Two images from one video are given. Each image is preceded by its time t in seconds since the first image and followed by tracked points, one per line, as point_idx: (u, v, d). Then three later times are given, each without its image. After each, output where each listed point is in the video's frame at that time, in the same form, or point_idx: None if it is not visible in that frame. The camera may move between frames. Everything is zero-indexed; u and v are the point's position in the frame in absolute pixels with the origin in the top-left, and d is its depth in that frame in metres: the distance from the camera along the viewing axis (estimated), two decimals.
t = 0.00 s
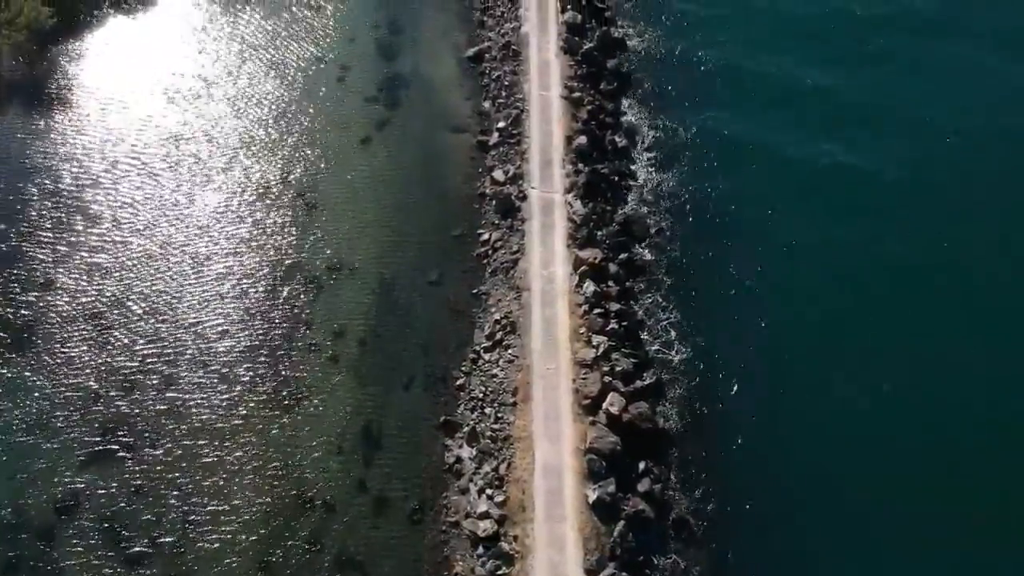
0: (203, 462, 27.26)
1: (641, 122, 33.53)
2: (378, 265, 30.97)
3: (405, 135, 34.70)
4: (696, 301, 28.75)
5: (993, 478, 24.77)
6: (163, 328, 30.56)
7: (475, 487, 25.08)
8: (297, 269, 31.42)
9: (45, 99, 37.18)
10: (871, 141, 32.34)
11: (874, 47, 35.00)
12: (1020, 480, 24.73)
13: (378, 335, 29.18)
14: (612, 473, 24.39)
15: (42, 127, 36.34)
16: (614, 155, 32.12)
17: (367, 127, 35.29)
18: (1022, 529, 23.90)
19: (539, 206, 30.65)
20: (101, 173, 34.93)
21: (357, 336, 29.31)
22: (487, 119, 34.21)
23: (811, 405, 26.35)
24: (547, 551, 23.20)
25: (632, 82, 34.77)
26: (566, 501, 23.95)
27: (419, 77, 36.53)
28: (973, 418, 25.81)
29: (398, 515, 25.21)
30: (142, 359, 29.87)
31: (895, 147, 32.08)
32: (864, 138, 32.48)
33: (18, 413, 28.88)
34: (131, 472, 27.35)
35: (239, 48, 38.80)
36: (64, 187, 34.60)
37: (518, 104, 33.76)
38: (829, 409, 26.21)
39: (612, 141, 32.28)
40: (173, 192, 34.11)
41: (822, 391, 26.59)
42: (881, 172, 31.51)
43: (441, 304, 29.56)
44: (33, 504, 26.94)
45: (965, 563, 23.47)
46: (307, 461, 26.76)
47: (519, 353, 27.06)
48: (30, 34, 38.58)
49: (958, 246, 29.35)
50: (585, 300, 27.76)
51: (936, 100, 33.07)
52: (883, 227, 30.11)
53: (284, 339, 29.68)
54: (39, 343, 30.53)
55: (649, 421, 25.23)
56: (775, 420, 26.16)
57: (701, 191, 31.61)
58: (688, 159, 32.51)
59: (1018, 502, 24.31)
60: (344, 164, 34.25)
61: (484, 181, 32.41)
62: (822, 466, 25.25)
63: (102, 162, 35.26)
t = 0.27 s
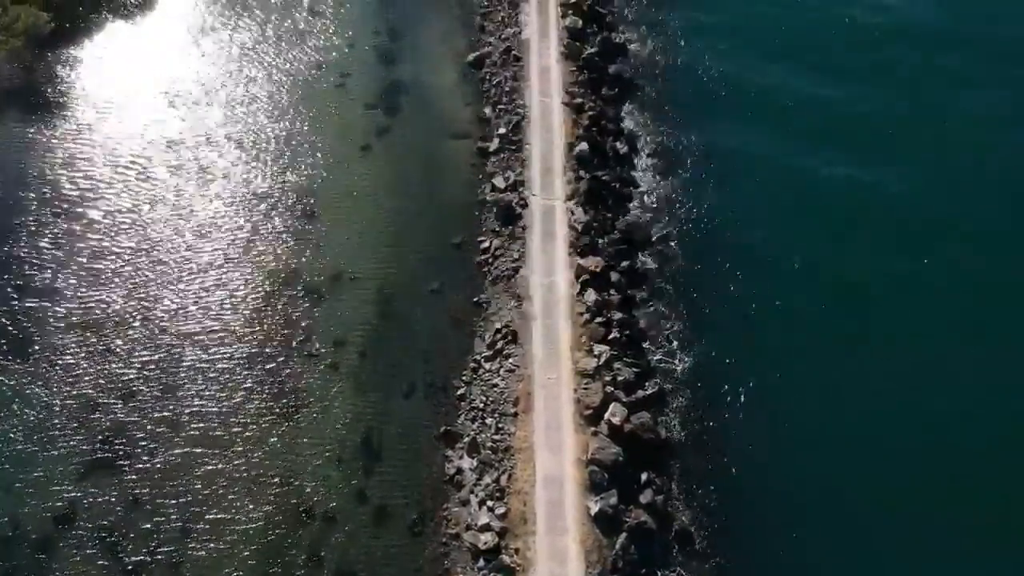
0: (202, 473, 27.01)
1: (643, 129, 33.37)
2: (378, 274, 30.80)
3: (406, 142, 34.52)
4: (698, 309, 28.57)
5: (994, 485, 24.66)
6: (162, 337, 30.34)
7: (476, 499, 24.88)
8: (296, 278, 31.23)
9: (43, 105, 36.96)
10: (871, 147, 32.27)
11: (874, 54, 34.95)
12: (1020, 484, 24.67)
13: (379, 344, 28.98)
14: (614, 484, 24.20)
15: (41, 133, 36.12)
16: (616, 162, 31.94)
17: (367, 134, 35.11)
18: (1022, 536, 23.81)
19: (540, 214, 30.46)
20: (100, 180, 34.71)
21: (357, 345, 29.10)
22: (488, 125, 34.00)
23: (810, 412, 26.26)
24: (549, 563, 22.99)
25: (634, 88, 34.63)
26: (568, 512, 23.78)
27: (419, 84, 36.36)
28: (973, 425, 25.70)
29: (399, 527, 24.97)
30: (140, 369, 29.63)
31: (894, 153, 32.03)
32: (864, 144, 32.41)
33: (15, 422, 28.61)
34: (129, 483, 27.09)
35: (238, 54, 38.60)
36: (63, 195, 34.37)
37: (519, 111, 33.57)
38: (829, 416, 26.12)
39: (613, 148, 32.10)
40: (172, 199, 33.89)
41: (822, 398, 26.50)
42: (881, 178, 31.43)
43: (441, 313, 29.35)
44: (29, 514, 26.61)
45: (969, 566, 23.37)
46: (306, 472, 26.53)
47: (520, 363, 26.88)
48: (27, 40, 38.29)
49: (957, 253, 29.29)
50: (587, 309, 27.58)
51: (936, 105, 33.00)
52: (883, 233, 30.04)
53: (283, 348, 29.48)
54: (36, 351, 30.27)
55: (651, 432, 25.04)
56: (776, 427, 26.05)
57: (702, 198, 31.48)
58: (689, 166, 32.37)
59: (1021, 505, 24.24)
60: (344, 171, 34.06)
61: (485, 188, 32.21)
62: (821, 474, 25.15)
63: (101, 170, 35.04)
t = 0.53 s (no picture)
0: (200, 483, 26.75)
1: (644, 136, 33.19)
2: (377, 282, 30.60)
3: (406, 148, 34.29)
4: (700, 318, 28.36)
5: (996, 492, 24.47)
6: (160, 345, 30.12)
7: (477, 510, 24.65)
8: (295, 286, 30.99)
9: (40, 111, 36.72)
10: (871, 153, 32.14)
11: (873, 59, 34.83)
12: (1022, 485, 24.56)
13: (379, 353, 28.77)
14: (617, 495, 23.99)
15: (38, 140, 35.89)
16: (617, 168, 31.73)
17: (367, 140, 34.88)
18: None
19: (541, 221, 30.25)
20: (98, 186, 34.49)
21: (357, 354, 28.90)
22: (489, 131, 33.76)
23: (811, 419, 26.09)
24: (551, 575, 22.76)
25: (635, 95, 34.47)
26: (570, 523, 23.57)
27: (419, 89, 36.14)
28: (974, 431, 25.55)
29: (399, 539, 24.73)
30: (138, 377, 29.38)
31: (894, 159, 31.92)
32: (863, 150, 32.28)
33: (12, 431, 28.34)
34: (127, 493, 26.81)
35: (237, 59, 38.38)
36: (61, 201, 34.15)
37: (520, 117, 33.35)
38: (830, 423, 25.94)
39: (614, 155, 31.90)
40: (171, 206, 33.67)
41: (822, 405, 26.34)
42: (881, 184, 31.32)
43: (442, 322, 29.12)
44: (26, 524, 26.33)
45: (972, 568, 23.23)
46: (306, 483, 26.29)
47: (521, 371, 26.66)
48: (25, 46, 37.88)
49: (957, 259, 29.17)
50: (588, 317, 27.37)
51: (935, 111, 32.88)
52: (883, 239, 29.91)
53: (282, 357, 29.26)
54: (34, 359, 30.02)
55: (653, 442, 24.82)
56: (777, 435, 25.87)
57: (704, 203, 31.29)
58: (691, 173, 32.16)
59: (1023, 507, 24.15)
60: (344, 177, 33.83)
61: (485, 194, 31.99)
62: (823, 481, 24.95)
63: (99, 176, 34.83)
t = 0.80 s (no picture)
0: (198, 493, 26.50)
1: (645, 142, 32.97)
2: (377, 290, 30.38)
3: (406, 154, 34.07)
4: (702, 326, 28.15)
5: (995, 505, 24.32)
6: (158, 352, 29.89)
7: (478, 522, 24.42)
8: (294, 293, 30.76)
9: (35, 117, 36.54)
10: (871, 158, 32.05)
11: (874, 66, 34.65)
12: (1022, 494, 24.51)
13: (379, 362, 28.55)
14: (618, 507, 23.74)
15: (36, 145, 35.70)
16: (618, 175, 31.51)
17: (367, 146, 34.65)
18: None
19: (542, 229, 30.04)
20: (96, 192, 34.28)
21: (356, 363, 28.67)
22: (489, 137, 33.54)
23: (810, 431, 25.94)
24: None
25: (636, 100, 34.25)
26: (571, 535, 23.35)
27: (419, 95, 35.91)
28: (974, 439, 25.49)
29: (398, 551, 24.50)
30: (136, 386, 29.14)
31: (895, 165, 31.81)
32: (864, 155, 32.18)
33: (9, 441, 28.13)
34: (124, 503, 26.56)
35: (236, 64, 38.16)
36: (58, 207, 33.94)
37: (521, 123, 33.10)
38: (830, 433, 25.81)
39: (616, 161, 31.66)
40: (169, 212, 33.45)
41: (821, 416, 26.18)
42: (881, 190, 31.22)
43: (442, 330, 28.89)
44: (22, 535, 26.09)
45: None
46: (304, 493, 26.05)
47: (522, 381, 26.42)
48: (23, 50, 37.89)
49: (958, 268, 28.99)
50: (590, 326, 27.14)
51: (935, 118, 32.73)
52: (883, 247, 29.77)
53: (281, 365, 29.02)
54: (31, 367, 29.80)
55: (655, 453, 24.59)
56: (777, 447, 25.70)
57: (705, 211, 31.11)
58: (693, 179, 31.96)
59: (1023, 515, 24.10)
60: (343, 183, 33.61)
61: (486, 201, 31.76)
62: (821, 493, 24.80)
63: (97, 182, 34.61)
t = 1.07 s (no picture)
0: (197, 503, 26.30)
1: (646, 148, 32.79)
2: (377, 297, 30.19)
3: (406, 160, 33.88)
4: (704, 335, 27.99)
5: (996, 511, 24.23)
6: (157, 360, 29.69)
7: (479, 534, 24.20)
8: (293, 301, 30.57)
9: (33, 123, 36.34)
10: (871, 162, 31.95)
11: (875, 71, 34.53)
12: None
13: (379, 370, 28.36)
14: (621, 520, 23.45)
15: (35, 151, 35.52)
16: (620, 181, 31.31)
17: (367, 152, 34.45)
18: None
19: (543, 236, 29.79)
20: (95, 198, 34.08)
21: (356, 371, 28.47)
22: (489, 143, 33.37)
23: (811, 439, 25.79)
24: None
25: (637, 106, 34.09)
26: (573, 547, 23.06)
27: (419, 100, 35.71)
28: (976, 444, 25.38)
29: (399, 563, 24.31)
30: (134, 394, 28.94)
31: (895, 169, 31.69)
32: (864, 160, 32.07)
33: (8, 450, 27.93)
34: (123, 512, 26.34)
35: (235, 69, 37.97)
36: (57, 214, 33.75)
37: (521, 128, 32.81)
38: (831, 440, 25.70)
39: (617, 168, 31.42)
40: (168, 218, 33.25)
41: (822, 423, 26.05)
42: (882, 194, 31.12)
43: (442, 339, 28.73)
44: (19, 544, 25.86)
45: None
46: (304, 503, 25.85)
47: (523, 391, 26.18)
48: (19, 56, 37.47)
49: (958, 273, 28.83)
50: (591, 336, 26.91)
51: (936, 122, 32.64)
52: (885, 251, 29.64)
53: (280, 373, 28.83)
54: (29, 375, 29.60)
55: (657, 464, 24.42)
56: (778, 457, 25.52)
57: (706, 217, 30.96)
58: (694, 186, 31.81)
59: None
60: (343, 189, 33.42)
61: (487, 208, 31.58)
62: (822, 502, 24.64)
63: (96, 188, 34.42)
